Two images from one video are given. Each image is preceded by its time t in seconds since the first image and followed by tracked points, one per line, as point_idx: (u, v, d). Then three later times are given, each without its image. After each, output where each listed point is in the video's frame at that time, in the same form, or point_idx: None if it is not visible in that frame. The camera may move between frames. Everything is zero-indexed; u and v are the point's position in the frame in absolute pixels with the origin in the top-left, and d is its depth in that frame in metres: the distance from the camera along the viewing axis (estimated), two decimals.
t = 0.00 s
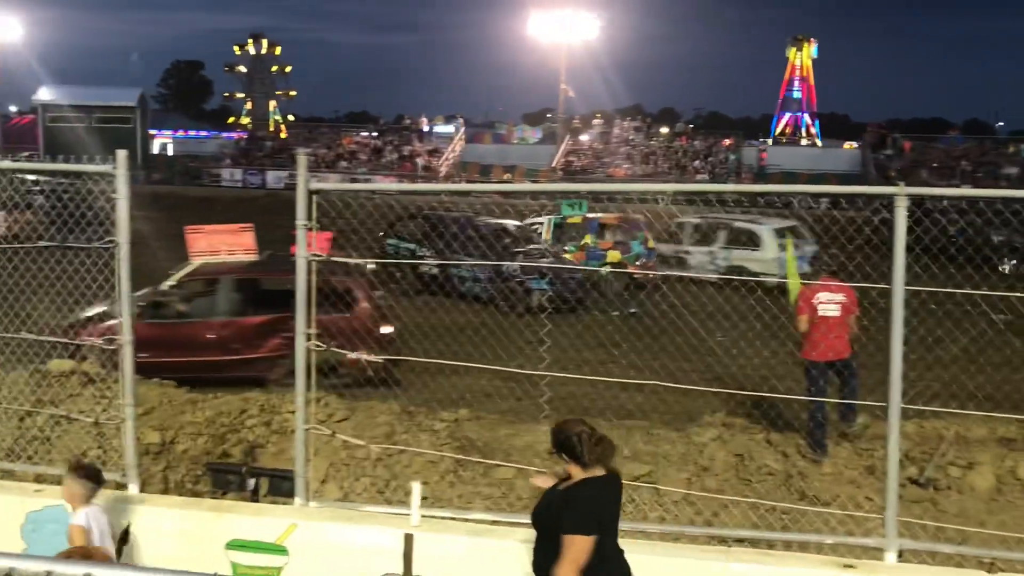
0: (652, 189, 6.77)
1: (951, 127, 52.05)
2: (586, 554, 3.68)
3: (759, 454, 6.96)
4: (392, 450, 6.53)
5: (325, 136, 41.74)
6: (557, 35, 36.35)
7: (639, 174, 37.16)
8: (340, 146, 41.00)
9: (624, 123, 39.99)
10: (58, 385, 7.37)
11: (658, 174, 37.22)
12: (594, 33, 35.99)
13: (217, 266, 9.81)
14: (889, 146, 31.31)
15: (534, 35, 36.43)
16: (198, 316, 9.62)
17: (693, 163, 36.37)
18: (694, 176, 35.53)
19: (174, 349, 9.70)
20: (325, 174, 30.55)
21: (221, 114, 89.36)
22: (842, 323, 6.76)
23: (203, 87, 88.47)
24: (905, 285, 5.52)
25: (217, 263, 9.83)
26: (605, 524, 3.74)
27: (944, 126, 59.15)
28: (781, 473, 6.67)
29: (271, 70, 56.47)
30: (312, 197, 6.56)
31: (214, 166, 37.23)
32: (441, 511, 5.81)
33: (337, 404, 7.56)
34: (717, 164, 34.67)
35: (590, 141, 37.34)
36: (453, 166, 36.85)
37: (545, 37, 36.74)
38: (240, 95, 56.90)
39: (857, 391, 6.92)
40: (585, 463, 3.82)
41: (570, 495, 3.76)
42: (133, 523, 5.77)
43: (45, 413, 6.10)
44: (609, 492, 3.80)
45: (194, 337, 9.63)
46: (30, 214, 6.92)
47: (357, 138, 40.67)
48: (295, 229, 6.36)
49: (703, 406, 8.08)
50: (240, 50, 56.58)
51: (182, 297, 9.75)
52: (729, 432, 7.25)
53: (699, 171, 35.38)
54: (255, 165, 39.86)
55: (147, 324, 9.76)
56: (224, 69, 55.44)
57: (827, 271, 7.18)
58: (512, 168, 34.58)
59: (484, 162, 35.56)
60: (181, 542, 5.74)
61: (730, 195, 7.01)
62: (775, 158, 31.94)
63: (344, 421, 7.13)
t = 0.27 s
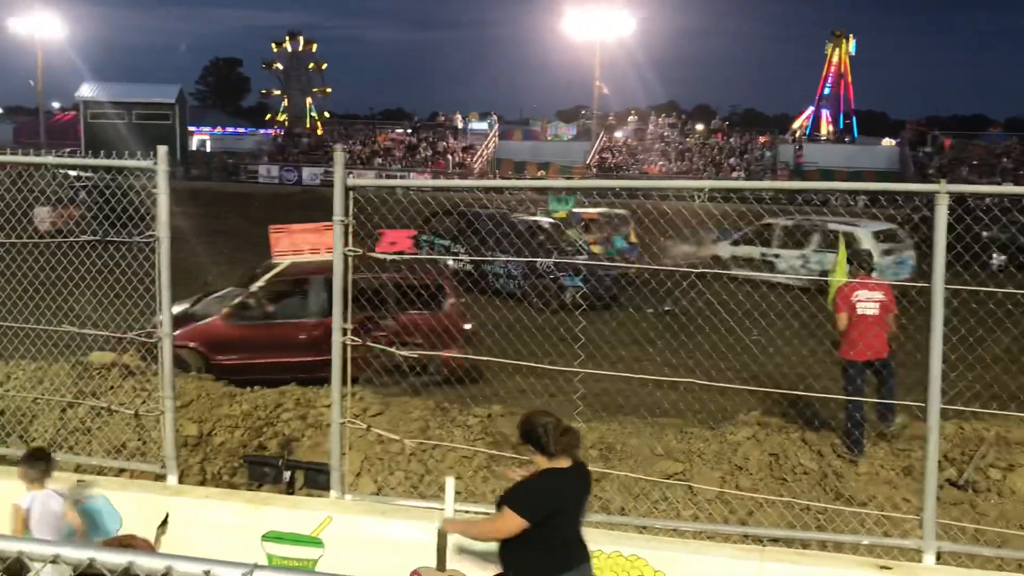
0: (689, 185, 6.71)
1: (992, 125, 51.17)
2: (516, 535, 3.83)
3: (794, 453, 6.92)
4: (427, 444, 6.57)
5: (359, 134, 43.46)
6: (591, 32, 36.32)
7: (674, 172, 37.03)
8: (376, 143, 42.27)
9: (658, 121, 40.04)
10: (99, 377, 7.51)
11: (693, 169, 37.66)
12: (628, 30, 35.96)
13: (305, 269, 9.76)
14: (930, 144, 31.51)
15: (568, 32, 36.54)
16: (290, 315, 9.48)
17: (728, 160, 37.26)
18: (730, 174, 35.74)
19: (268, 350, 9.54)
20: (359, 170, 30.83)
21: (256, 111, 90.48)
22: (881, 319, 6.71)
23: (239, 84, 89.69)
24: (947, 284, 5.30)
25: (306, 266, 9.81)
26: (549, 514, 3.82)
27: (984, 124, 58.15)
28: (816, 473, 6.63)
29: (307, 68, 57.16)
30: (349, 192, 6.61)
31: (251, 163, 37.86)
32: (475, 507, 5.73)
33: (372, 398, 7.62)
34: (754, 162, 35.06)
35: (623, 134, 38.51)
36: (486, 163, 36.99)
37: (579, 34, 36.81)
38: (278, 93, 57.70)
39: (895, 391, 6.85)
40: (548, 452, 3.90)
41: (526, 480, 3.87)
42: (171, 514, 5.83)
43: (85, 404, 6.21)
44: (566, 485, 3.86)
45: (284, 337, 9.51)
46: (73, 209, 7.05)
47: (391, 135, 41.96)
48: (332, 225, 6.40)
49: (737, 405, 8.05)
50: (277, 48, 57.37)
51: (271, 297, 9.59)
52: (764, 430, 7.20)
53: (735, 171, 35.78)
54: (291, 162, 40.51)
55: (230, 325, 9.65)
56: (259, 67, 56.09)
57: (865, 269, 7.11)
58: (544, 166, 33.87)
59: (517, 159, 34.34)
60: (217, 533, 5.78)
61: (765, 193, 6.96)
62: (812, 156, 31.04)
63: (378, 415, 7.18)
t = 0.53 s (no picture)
0: (714, 184, 6.66)
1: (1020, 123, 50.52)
2: (495, 517, 4.06)
3: (818, 453, 6.88)
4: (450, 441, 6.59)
5: (381, 133, 43.83)
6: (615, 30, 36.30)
7: (698, 171, 36.58)
8: (398, 141, 42.61)
9: (681, 120, 39.95)
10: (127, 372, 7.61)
11: (715, 169, 36.15)
12: (653, 28, 35.82)
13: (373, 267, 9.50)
14: (956, 143, 30.96)
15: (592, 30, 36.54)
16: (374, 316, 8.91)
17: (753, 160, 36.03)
18: (754, 173, 35.22)
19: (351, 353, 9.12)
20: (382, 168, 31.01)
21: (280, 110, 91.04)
22: (906, 321, 6.66)
23: (263, 84, 90.32)
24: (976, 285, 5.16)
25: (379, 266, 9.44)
26: (518, 493, 4.12)
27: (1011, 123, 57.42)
28: (841, 473, 6.59)
29: (332, 67, 57.48)
30: (373, 190, 6.63)
31: (275, 161, 38.20)
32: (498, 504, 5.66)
33: (395, 396, 7.66)
34: (778, 160, 34.82)
35: (647, 133, 38.54)
36: (509, 161, 37.17)
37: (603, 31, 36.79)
38: (303, 91, 58.09)
39: (921, 392, 6.80)
40: (509, 434, 4.23)
41: (491, 460, 4.15)
42: (195, 508, 5.85)
43: (112, 399, 6.30)
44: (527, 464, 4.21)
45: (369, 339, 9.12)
46: (103, 206, 7.15)
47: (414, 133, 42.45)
48: (357, 222, 6.42)
49: (760, 405, 8.01)
50: (302, 47, 57.77)
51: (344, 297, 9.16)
52: (788, 430, 7.17)
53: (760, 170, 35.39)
54: (316, 159, 40.81)
55: (310, 327, 9.14)
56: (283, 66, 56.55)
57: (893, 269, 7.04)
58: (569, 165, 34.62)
59: (540, 157, 35.08)
60: (241, 527, 5.81)
61: (791, 191, 6.93)
62: (838, 155, 31.19)
63: (402, 412, 7.21)
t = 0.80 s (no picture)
0: (740, 185, 6.63)
1: None
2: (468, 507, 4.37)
3: (844, 457, 6.84)
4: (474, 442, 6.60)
5: (405, 133, 44.05)
6: (639, 31, 36.27)
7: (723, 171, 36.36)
8: (422, 141, 42.82)
9: (705, 120, 39.83)
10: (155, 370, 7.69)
11: (740, 169, 35.91)
12: (678, 28, 35.71)
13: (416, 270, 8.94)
14: (986, 145, 30.52)
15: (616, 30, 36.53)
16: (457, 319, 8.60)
17: (778, 160, 35.85)
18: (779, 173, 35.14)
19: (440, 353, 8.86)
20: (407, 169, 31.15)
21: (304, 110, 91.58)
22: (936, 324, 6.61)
23: (287, 84, 90.90)
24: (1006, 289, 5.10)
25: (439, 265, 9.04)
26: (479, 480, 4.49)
27: None
28: (866, 477, 6.55)
29: (356, 67, 57.77)
30: (399, 191, 6.65)
31: (299, 160, 38.51)
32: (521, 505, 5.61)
33: (419, 396, 7.69)
34: (803, 161, 34.62)
35: (671, 133, 38.50)
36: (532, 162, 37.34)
37: (627, 31, 36.76)
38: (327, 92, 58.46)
39: (949, 396, 6.74)
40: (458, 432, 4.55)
41: (447, 457, 4.45)
42: (221, 506, 5.88)
43: (139, 396, 6.36)
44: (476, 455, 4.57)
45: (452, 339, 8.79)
46: (133, 206, 7.23)
47: (438, 134, 42.71)
48: (383, 223, 6.45)
49: (785, 408, 7.98)
50: (327, 47, 58.14)
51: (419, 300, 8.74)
52: (813, 433, 7.13)
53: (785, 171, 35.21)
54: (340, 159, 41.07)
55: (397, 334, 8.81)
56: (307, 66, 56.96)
57: (921, 272, 6.98)
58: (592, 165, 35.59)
59: (563, 158, 35.90)
60: (266, 525, 5.83)
61: (817, 193, 6.88)
62: (865, 156, 30.97)
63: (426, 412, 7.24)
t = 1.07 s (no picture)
0: (773, 189, 6.60)
1: None
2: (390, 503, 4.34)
3: (878, 463, 6.77)
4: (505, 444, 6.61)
5: (435, 136, 44.34)
6: (672, 34, 36.21)
7: (756, 174, 36.19)
8: (453, 144, 43.05)
9: (738, 122, 39.62)
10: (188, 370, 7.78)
11: (773, 172, 35.73)
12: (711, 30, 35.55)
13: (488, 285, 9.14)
14: None
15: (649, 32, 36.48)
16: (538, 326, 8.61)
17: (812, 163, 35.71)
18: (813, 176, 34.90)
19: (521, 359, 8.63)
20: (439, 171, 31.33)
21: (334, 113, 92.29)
22: (972, 329, 6.50)
23: (318, 87, 91.68)
24: None
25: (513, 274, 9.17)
26: (417, 475, 4.45)
27: None
28: (901, 484, 6.47)
29: (388, 71, 58.06)
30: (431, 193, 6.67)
31: (332, 163, 38.91)
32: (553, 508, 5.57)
33: (450, 398, 7.72)
34: (837, 164, 34.31)
35: (704, 135, 38.45)
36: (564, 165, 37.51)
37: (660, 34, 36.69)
38: (360, 95, 58.92)
39: (986, 403, 6.64)
40: (417, 422, 4.57)
41: (392, 446, 4.46)
42: (254, 506, 5.89)
43: (174, 397, 6.42)
44: (429, 450, 4.54)
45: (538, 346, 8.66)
46: (169, 208, 7.32)
47: (469, 137, 43.03)
48: (415, 225, 6.48)
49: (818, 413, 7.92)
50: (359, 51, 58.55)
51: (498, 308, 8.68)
52: (847, 439, 7.07)
53: (819, 173, 34.93)
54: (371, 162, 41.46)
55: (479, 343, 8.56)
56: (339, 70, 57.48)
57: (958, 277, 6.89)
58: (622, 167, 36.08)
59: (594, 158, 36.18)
60: (299, 526, 5.85)
61: (852, 195, 6.83)
62: (901, 159, 30.64)
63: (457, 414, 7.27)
